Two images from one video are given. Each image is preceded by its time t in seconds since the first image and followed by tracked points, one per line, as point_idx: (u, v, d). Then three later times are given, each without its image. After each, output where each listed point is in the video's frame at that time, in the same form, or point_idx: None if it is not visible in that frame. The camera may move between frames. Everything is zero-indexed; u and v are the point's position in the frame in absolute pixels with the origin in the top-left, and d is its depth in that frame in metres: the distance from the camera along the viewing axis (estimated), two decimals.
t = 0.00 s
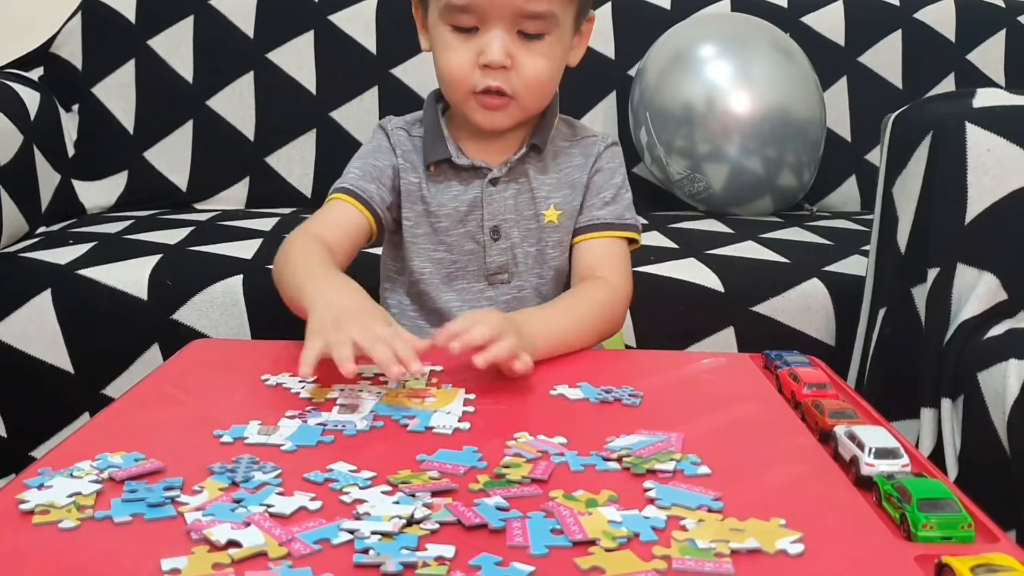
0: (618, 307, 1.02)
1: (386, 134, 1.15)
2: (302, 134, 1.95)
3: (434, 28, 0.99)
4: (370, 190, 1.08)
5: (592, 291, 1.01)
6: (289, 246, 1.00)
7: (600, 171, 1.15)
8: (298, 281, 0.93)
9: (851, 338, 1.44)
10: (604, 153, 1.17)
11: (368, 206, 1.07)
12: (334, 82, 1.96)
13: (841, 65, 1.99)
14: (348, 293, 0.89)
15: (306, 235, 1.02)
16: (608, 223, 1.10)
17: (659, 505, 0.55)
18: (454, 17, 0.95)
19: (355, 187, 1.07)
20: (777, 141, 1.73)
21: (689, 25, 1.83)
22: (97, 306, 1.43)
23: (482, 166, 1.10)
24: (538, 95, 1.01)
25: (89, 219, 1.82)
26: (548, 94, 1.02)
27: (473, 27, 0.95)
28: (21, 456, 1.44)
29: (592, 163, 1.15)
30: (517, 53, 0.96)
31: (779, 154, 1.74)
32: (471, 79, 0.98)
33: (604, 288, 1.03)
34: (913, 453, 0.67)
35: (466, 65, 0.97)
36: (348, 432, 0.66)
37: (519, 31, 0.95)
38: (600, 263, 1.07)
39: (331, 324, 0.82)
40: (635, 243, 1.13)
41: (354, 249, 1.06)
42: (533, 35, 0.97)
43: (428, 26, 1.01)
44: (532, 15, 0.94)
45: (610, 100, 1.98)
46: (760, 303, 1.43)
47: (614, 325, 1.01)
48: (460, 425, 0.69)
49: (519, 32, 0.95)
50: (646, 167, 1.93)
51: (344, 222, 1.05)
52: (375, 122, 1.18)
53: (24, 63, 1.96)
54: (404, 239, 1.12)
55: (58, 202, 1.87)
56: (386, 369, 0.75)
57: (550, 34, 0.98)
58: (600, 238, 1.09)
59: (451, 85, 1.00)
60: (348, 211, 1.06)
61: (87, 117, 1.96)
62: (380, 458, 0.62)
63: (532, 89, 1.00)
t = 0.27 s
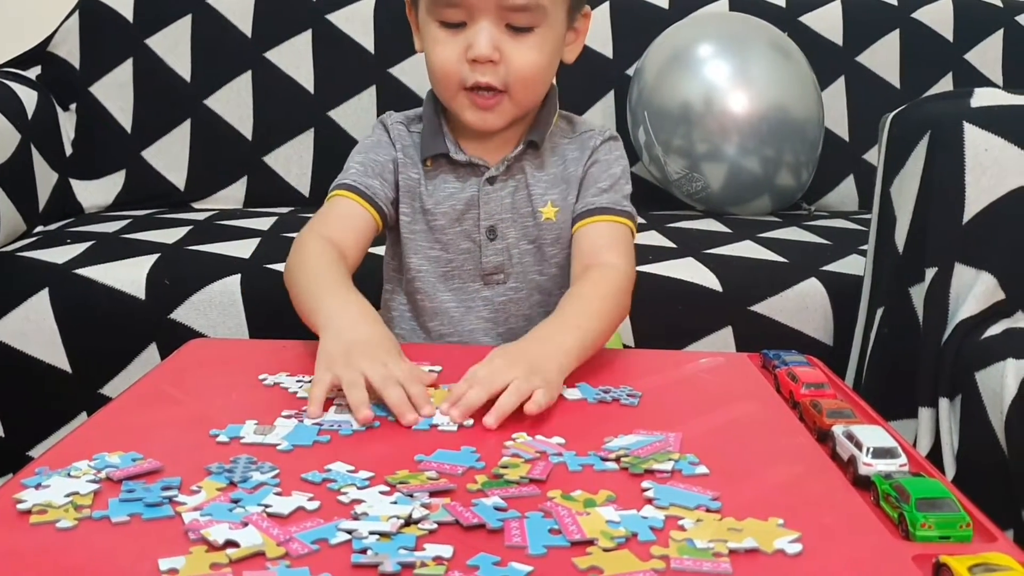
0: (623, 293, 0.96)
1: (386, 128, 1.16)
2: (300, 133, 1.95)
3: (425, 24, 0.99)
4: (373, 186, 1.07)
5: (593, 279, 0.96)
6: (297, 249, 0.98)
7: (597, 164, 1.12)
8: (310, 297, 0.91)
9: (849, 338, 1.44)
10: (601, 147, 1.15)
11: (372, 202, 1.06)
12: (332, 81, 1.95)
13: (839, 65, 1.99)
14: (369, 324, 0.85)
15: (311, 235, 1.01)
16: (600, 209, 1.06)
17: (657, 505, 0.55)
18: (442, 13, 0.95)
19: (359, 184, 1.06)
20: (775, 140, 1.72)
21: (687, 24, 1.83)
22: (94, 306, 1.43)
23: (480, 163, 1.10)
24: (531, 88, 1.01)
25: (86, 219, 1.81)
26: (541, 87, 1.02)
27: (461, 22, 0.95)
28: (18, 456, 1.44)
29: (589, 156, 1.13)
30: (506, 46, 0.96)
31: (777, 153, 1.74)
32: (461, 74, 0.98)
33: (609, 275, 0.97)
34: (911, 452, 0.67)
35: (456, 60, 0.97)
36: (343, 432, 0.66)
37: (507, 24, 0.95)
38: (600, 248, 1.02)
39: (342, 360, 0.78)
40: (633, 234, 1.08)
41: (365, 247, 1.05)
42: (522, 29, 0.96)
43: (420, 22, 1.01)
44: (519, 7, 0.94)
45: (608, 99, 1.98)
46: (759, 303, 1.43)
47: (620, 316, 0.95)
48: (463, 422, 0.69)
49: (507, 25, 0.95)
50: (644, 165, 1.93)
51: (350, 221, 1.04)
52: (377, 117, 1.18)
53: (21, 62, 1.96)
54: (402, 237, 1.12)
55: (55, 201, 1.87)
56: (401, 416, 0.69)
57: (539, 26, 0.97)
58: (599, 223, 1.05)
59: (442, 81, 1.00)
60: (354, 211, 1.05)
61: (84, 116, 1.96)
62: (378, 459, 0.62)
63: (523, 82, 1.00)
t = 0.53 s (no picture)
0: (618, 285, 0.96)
1: (387, 130, 1.17)
2: (298, 132, 1.94)
3: (419, 33, 0.99)
4: (376, 185, 1.09)
5: (587, 271, 0.96)
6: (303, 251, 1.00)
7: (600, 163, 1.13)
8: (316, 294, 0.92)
9: (847, 337, 1.44)
10: (604, 147, 1.15)
11: (374, 201, 1.07)
12: (330, 80, 1.95)
13: (838, 64, 1.99)
14: (374, 318, 0.85)
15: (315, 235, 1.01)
16: (605, 203, 1.07)
17: (656, 505, 0.55)
18: (436, 21, 0.95)
19: (361, 184, 1.08)
20: (774, 139, 1.72)
21: (685, 24, 1.83)
22: (92, 305, 1.42)
23: (483, 165, 1.10)
24: (528, 94, 1.01)
25: (84, 218, 1.81)
26: (539, 91, 1.02)
27: (456, 30, 0.94)
28: (16, 455, 1.44)
29: (591, 156, 1.13)
30: (502, 53, 0.96)
31: (776, 153, 1.74)
32: (458, 82, 0.98)
33: (604, 268, 0.97)
34: (910, 451, 0.67)
35: (452, 68, 0.97)
36: (334, 432, 0.66)
37: (502, 30, 0.95)
38: (606, 241, 1.02)
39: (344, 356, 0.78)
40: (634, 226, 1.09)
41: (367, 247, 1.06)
42: (517, 34, 0.96)
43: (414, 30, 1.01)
44: (513, 14, 0.93)
45: (607, 99, 1.97)
46: (757, 302, 1.43)
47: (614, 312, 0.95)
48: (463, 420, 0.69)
49: (502, 31, 0.95)
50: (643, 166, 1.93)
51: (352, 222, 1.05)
52: (379, 118, 1.19)
53: (19, 61, 1.96)
54: (403, 238, 1.12)
55: (53, 200, 1.87)
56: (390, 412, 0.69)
57: (534, 31, 0.97)
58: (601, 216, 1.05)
59: (439, 89, 1.00)
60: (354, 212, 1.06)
61: (83, 115, 1.96)
62: (372, 460, 0.62)
63: (520, 87, 0.99)
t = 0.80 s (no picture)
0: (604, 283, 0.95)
1: (390, 145, 1.19)
2: (297, 131, 1.94)
3: (414, 46, 0.99)
4: (383, 202, 1.11)
5: (574, 265, 0.94)
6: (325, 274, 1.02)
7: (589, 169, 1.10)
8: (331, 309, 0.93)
9: (846, 336, 1.44)
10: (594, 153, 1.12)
11: (386, 219, 1.09)
12: (329, 79, 1.95)
13: (837, 64, 1.99)
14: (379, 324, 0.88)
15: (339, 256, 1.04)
16: (594, 202, 1.04)
17: (654, 503, 0.56)
18: (429, 34, 0.95)
19: (370, 201, 1.10)
20: (772, 139, 1.73)
21: (684, 24, 1.83)
22: (90, 304, 1.42)
23: (476, 179, 1.10)
24: (521, 105, 1.00)
25: (82, 216, 1.81)
26: (532, 103, 1.02)
27: (448, 43, 0.94)
28: (14, 453, 1.44)
29: (582, 162, 1.10)
30: (494, 66, 0.96)
31: (774, 152, 1.74)
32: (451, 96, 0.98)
33: (591, 263, 0.96)
34: (908, 450, 0.67)
35: (444, 81, 0.97)
36: (330, 427, 0.66)
37: (494, 43, 0.95)
38: (585, 237, 1.00)
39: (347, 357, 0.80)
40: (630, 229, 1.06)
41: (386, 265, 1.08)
42: (509, 46, 0.96)
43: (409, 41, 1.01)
44: (504, 26, 0.93)
45: (606, 98, 1.97)
46: (756, 301, 1.43)
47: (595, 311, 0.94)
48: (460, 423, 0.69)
49: (494, 44, 0.95)
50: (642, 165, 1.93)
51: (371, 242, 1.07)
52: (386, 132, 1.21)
53: (17, 59, 1.96)
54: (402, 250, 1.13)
55: (52, 199, 1.87)
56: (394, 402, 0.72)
57: (526, 43, 0.97)
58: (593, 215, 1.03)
59: (433, 101, 1.00)
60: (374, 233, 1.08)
61: (81, 114, 1.96)
62: (371, 457, 0.62)
63: (513, 99, 0.99)
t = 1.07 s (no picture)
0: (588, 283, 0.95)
1: (370, 149, 1.18)
2: (296, 130, 1.94)
3: (396, 57, 0.97)
4: (366, 206, 1.10)
5: (559, 269, 0.94)
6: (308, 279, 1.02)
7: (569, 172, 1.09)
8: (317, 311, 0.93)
9: (845, 335, 1.44)
10: (575, 156, 1.11)
11: (368, 222, 1.09)
12: (329, 78, 1.95)
13: (836, 63, 1.99)
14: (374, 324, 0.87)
15: (320, 265, 1.04)
16: (575, 205, 1.03)
17: (654, 502, 0.55)
18: (411, 46, 0.94)
19: (352, 206, 1.10)
20: (772, 138, 1.73)
21: (682, 23, 1.83)
22: (90, 303, 1.42)
23: (457, 188, 1.09)
24: (505, 114, 0.99)
25: (82, 215, 1.81)
26: (515, 112, 1.00)
27: (430, 54, 0.93)
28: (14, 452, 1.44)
29: (562, 168, 1.09)
30: (476, 77, 0.94)
31: (774, 152, 1.74)
32: (434, 107, 0.97)
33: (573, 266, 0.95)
34: (907, 449, 0.67)
35: (426, 93, 0.96)
36: (330, 427, 0.66)
37: (476, 53, 0.93)
38: (570, 239, 0.99)
39: (346, 355, 0.80)
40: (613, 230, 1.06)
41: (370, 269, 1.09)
42: (491, 57, 0.94)
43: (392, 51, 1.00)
44: (485, 38, 0.92)
45: (605, 97, 1.97)
46: (755, 300, 1.43)
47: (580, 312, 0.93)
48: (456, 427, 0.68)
49: (476, 54, 0.93)
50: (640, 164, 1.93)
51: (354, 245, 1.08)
52: (364, 134, 1.21)
53: (16, 58, 1.96)
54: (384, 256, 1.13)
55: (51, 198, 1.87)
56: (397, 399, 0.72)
57: (508, 52, 0.95)
58: (576, 218, 1.02)
59: (417, 112, 0.99)
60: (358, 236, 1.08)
61: (81, 113, 1.96)
62: (371, 457, 0.62)
63: (496, 109, 0.98)
